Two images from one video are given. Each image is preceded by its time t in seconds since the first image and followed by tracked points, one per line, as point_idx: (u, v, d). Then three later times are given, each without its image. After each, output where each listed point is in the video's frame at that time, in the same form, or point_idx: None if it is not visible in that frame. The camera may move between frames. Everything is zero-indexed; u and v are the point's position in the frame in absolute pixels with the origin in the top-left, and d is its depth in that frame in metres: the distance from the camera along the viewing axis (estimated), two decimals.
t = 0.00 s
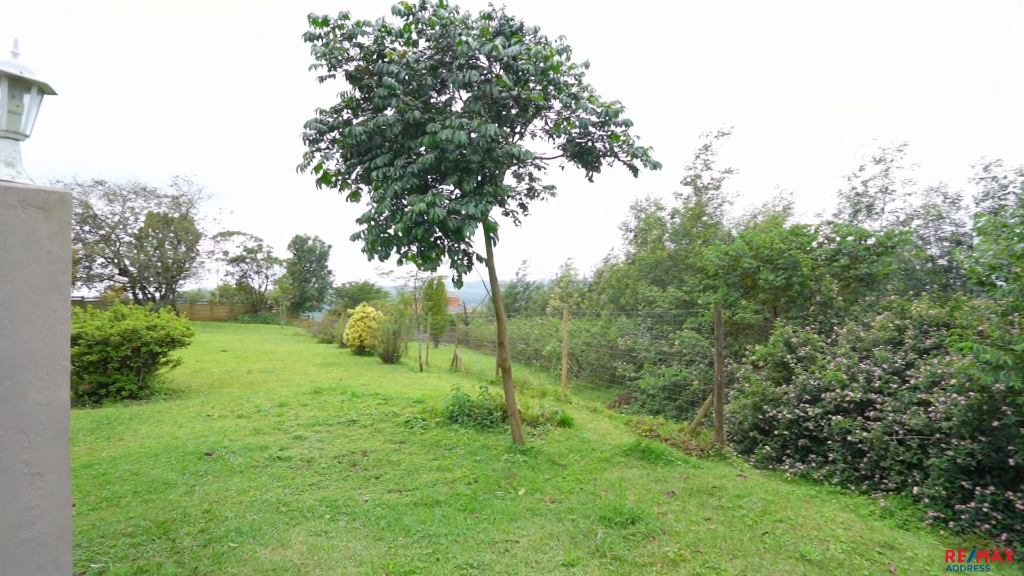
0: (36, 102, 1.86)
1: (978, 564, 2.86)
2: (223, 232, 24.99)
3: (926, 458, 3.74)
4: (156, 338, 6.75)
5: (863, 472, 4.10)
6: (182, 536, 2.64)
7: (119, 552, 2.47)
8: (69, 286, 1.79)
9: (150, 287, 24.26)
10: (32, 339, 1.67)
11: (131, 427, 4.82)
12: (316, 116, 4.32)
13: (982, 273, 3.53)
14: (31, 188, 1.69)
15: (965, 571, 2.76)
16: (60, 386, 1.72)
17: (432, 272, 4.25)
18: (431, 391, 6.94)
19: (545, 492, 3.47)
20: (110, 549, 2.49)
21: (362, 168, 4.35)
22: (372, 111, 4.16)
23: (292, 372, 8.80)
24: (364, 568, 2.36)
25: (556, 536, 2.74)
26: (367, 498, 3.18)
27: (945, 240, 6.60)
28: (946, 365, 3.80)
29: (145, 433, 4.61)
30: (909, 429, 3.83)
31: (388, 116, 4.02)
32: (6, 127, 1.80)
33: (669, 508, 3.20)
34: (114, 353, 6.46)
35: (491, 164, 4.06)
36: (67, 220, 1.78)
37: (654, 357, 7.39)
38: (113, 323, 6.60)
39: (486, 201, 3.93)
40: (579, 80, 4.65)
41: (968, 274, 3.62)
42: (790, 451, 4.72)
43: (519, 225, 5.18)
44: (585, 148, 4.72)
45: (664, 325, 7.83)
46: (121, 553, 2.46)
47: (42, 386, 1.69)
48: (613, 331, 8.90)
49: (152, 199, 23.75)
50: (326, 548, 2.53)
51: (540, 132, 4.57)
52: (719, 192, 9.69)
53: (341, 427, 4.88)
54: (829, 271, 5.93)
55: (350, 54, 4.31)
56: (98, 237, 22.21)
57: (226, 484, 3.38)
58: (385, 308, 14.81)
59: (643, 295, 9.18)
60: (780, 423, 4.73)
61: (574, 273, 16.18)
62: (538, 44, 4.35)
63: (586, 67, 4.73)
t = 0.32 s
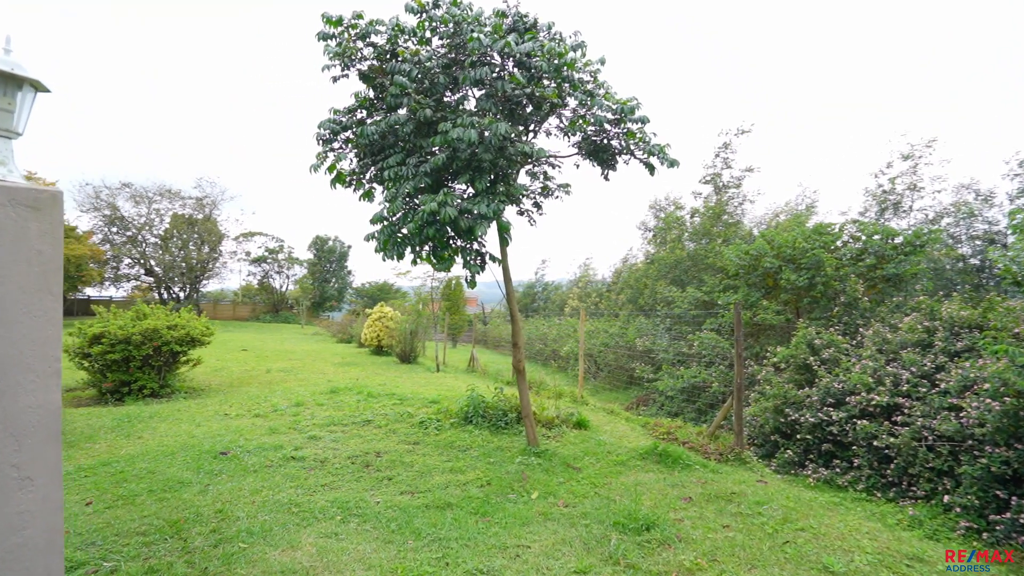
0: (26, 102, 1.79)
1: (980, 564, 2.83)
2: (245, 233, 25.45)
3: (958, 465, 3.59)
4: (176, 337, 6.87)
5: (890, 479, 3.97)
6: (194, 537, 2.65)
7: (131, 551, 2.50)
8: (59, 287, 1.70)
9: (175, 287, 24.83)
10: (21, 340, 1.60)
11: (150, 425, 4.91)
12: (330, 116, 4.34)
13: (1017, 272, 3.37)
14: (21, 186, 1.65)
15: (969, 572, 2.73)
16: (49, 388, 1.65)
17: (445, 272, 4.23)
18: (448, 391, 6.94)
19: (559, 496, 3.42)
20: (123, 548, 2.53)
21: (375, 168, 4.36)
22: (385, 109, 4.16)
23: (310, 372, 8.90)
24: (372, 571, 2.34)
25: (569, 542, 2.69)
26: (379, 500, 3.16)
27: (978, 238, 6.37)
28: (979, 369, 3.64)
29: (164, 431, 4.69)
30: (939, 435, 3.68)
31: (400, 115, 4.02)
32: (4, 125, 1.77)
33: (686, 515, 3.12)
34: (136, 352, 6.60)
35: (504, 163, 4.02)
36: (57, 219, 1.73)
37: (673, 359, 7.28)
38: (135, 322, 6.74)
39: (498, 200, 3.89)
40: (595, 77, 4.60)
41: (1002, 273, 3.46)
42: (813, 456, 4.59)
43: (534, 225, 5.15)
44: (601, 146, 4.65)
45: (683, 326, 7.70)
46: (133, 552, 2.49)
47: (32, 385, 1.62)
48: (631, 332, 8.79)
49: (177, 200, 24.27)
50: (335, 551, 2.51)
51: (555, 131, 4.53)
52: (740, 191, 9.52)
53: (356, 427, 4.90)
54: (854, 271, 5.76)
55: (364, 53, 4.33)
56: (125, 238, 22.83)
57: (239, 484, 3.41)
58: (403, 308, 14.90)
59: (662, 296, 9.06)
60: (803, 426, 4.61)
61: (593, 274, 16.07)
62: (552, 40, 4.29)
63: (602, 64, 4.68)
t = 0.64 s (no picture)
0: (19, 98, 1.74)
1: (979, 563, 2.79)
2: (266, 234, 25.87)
3: (989, 473, 3.44)
4: (195, 336, 6.98)
5: (917, 486, 3.83)
6: (207, 539, 2.65)
7: (143, 550, 2.53)
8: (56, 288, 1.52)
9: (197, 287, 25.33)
10: (17, 341, 1.43)
11: (168, 424, 5.00)
12: (343, 116, 4.36)
13: None
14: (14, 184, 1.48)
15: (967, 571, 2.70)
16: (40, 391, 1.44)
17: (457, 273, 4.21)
18: (463, 392, 6.94)
19: (571, 499, 3.38)
20: (135, 547, 2.56)
21: (387, 167, 4.37)
22: (396, 109, 4.16)
23: (327, 371, 8.99)
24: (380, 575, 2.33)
25: (581, 548, 2.64)
26: (389, 503, 3.15)
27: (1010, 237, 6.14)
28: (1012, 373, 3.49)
29: (181, 430, 4.77)
30: (969, 441, 3.54)
31: (411, 114, 4.01)
32: None
33: (702, 521, 3.05)
34: (156, 351, 6.72)
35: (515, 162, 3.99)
36: (49, 219, 1.52)
37: (691, 360, 7.17)
38: (154, 322, 6.86)
39: (509, 199, 3.86)
40: (609, 75, 4.56)
41: None
42: (835, 461, 4.46)
43: (547, 225, 5.11)
44: (615, 144, 4.60)
45: (701, 327, 7.57)
46: (145, 551, 2.52)
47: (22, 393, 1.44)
48: (648, 333, 8.68)
49: (199, 202, 24.76)
50: (345, 555, 2.50)
51: (568, 129, 4.49)
52: (760, 190, 9.34)
53: (369, 427, 4.92)
54: (878, 271, 5.61)
55: (376, 53, 4.34)
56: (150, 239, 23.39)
57: (251, 484, 3.43)
58: (419, 308, 14.96)
59: (679, 296, 8.93)
60: (825, 430, 4.48)
61: (610, 274, 15.94)
62: (565, 37, 4.25)
63: (616, 61, 4.63)
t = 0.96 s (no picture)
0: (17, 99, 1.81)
1: (979, 564, 2.81)
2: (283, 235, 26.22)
3: (1018, 480, 3.32)
4: (210, 336, 7.08)
5: (941, 493, 3.72)
6: (215, 538, 2.68)
7: (152, 548, 2.56)
8: (46, 287, 1.77)
9: (216, 287, 25.75)
10: (10, 340, 1.66)
11: (182, 422, 5.07)
12: (353, 116, 4.37)
13: None
14: (6, 185, 1.68)
15: (966, 572, 2.73)
16: (36, 392, 1.69)
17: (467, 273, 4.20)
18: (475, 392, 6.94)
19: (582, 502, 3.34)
20: (145, 545, 2.59)
21: (397, 167, 4.37)
22: (406, 108, 4.16)
23: (341, 371, 9.06)
24: None
25: (590, 553, 2.60)
26: (398, 504, 3.15)
27: None
28: None
29: (195, 428, 4.83)
30: (996, 447, 3.42)
31: (421, 113, 4.01)
32: None
33: (715, 526, 2.99)
34: (172, 350, 6.83)
35: (525, 161, 3.96)
36: (40, 220, 1.75)
37: (707, 361, 7.06)
38: (171, 321, 6.98)
39: (518, 198, 3.83)
40: (622, 72, 4.52)
41: None
42: (855, 466, 4.36)
43: (559, 224, 5.07)
44: (628, 142, 4.56)
45: (718, 327, 7.46)
46: (154, 550, 2.55)
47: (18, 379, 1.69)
48: (663, 333, 8.58)
49: (218, 203, 25.19)
50: (350, 556, 2.50)
51: (580, 127, 4.46)
52: (778, 188, 9.18)
53: (381, 427, 4.93)
54: (900, 271, 5.46)
55: (387, 53, 4.35)
56: (171, 240, 23.85)
57: (261, 483, 3.46)
58: (433, 308, 15.02)
59: (695, 296, 8.81)
60: (844, 434, 4.38)
61: (626, 274, 15.82)
62: (576, 33, 4.21)
63: (629, 58, 4.59)
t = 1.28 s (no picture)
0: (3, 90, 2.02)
1: (979, 564, 2.80)
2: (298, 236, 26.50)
3: None
4: (223, 336, 7.16)
5: (962, 499, 3.61)
6: (220, 537, 2.70)
7: (159, 547, 2.59)
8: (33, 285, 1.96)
9: (233, 287, 26.11)
10: None
11: (195, 421, 5.13)
12: (362, 117, 4.39)
13: None
14: None
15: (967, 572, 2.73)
16: (22, 392, 1.89)
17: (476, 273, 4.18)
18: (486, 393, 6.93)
19: (589, 505, 3.30)
20: (151, 544, 2.62)
21: (405, 167, 4.37)
22: (414, 107, 4.17)
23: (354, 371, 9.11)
24: None
25: (596, 557, 2.57)
26: (405, 505, 3.16)
27: None
28: None
29: (207, 427, 4.89)
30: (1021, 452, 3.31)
31: (428, 112, 4.01)
32: None
33: (726, 532, 2.94)
34: (186, 350, 6.93)
35: (532, 159, 3.94)
36: (28, 220, 1.94)
37: (720, 362, 6.97)
38: (185, 321, 7.08)
39: (524, 197, 3.81)
40: (631, 69, 4.49)
41: None
42: (873, 470, 4.26)
43: (569, 224, 5.04)
44: (638, 139, 4.51)
45: (732, 328, 7.36)
46: (160, 549, 2.57)
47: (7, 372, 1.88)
48: (676, 333, 8.48)
49: (234, 204, 25.56)
50: (353, 558, 2.49)
51: (589, 125, 4.43)
52: (794, 187, 9.04)
53: (391, 427, 4.94)
54: (920, 271, 5.34)
55: (395, 52, 4.36)
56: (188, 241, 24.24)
57: (268, 483, 3.48)
58: (446, 308, 15.05)
59: (709, 296, 8.70)
60: (861, 438, 4.28)
61: (640, 274, 15.70)
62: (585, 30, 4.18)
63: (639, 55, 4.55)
